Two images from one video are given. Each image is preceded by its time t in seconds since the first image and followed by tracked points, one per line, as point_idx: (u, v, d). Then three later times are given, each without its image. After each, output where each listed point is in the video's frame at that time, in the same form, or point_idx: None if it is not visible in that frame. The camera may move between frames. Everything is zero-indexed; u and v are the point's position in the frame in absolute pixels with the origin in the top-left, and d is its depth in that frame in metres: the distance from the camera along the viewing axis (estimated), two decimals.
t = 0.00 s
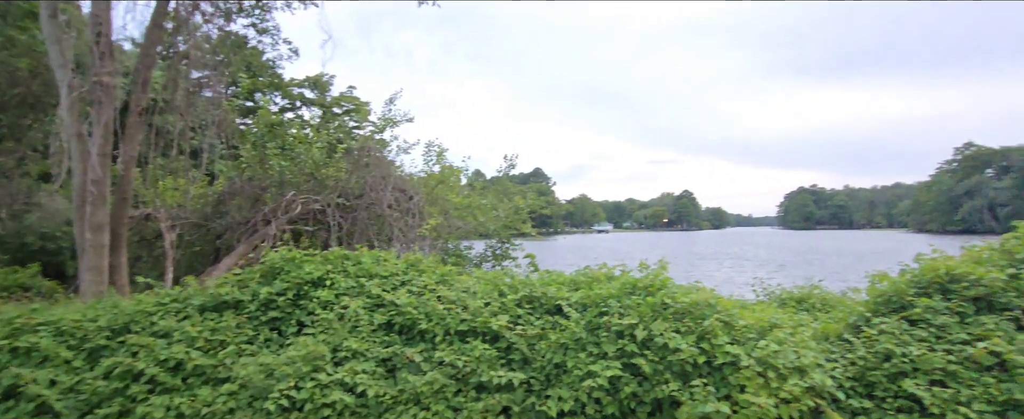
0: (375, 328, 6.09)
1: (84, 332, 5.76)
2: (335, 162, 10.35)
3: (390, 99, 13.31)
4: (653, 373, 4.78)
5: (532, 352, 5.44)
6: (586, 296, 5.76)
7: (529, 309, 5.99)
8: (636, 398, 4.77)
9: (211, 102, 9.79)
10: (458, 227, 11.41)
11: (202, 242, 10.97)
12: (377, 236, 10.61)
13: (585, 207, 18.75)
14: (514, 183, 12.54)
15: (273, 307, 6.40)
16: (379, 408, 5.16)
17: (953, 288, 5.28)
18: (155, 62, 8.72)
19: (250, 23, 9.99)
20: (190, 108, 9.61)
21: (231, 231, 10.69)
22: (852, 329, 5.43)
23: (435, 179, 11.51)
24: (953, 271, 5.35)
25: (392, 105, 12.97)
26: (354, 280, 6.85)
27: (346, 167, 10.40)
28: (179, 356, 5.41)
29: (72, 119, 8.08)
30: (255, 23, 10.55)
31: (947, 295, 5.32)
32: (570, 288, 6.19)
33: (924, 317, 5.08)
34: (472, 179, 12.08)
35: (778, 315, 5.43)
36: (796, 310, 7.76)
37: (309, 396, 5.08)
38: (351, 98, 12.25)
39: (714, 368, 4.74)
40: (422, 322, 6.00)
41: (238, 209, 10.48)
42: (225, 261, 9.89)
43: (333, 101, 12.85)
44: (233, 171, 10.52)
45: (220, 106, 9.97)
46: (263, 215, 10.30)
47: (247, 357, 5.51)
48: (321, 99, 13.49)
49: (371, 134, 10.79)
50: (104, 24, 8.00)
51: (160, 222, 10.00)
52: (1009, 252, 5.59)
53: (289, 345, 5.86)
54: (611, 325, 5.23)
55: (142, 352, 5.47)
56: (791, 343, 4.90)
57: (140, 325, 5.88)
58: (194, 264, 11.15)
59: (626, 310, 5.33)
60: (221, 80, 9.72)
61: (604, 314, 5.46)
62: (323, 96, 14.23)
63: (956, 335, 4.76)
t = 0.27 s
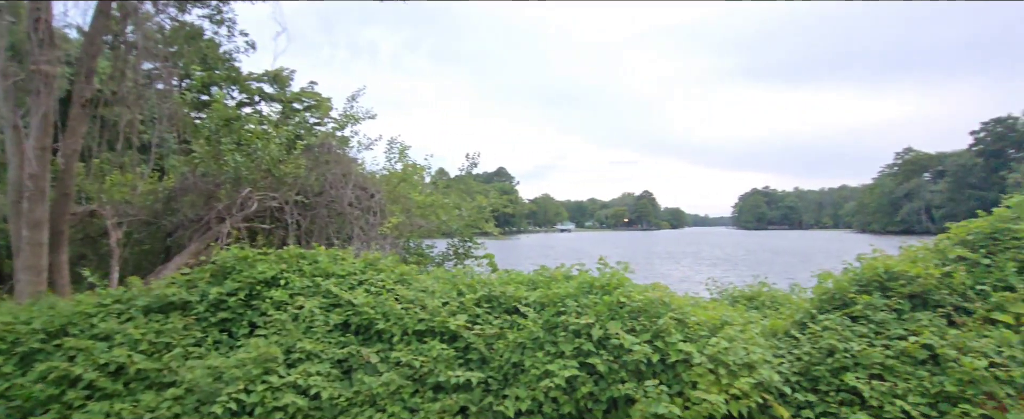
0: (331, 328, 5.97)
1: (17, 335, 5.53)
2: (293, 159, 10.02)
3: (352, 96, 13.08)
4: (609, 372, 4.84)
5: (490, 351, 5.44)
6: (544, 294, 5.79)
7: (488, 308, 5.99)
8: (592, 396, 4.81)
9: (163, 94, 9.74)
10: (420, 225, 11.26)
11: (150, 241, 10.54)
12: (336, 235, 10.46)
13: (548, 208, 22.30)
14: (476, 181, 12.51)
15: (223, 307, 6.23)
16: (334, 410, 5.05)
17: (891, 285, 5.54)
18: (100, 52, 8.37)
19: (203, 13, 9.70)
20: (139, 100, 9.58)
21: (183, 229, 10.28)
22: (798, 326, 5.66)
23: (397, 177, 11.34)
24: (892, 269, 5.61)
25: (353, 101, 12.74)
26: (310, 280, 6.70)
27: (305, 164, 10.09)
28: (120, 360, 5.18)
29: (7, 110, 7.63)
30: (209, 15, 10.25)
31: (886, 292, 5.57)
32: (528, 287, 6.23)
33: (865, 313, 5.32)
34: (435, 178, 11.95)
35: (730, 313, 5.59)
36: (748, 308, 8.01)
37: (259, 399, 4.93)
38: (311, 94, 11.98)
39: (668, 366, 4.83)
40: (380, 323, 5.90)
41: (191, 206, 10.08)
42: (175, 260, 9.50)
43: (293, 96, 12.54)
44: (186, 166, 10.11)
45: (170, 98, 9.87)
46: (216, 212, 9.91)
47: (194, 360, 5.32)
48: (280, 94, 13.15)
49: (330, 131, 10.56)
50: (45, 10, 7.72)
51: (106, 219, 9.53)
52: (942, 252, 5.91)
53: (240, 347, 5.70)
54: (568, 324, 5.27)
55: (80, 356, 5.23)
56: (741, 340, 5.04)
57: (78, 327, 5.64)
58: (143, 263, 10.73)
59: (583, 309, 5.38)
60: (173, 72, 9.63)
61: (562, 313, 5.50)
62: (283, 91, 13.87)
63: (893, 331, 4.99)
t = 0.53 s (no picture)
0: (289, 329, 5.81)
1: None
2: (253, 155, 9.52)
3: (315, 92, 12.81)
4: (571, 371, 4.85)
5: (453, 351, 5.39)
6: (507, 294, 5.78)
7: (451, 308, 5.94)
8: (555, 395, 4.82)
9: (113, 87, 9.77)
10: (385, 224, 11.14)
11: (100, 240, 10.06)
12: (299, 234, 10.27)
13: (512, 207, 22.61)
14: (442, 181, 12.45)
15: (174, 309, 6.06)
16: (291, 414, 4.90)
17: (841, 283, 5.74)
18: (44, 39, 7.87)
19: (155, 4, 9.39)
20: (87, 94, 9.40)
21: (135, 227, 9.86)
22: (754, 323, 5.83)
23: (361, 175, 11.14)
24: (842, 268, 5.82)
25: (317, 98, 12.48)
26: (268, 280, 6.51)
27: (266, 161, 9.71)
28: (60, 365, 4.92)
29: None
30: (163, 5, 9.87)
31: (836, 289, 5.77)
32: (491, 287, 6.22)
33: (817, 310, 5.50)
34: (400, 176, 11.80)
35: (689, 311, 5.70)
36: (706, 305, 8.20)
37: (212, 404, 4.75)
38: (273, 90, 11.67)
39: (629, 363, 4.88)
40: (340, 323, 5.76)
41: (144, 204, 9.67)
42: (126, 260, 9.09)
43: (254, 91, 12.19)
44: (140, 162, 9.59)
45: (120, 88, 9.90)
46: (171, 210, 9.47)
47: (141, 364, 5.10)
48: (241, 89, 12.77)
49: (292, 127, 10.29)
50: None
51: (51, 216, 9.05)
52: (888, 251, 6.17)
53: (192, 350, 5.50)
54: (531, 323, 5.26)
55: (17, 361, 4.94)
56: (700, 337, 5.14)
57: (16, 331, 5.37)
58: (91, 261, 10.24)
59: (546, 308, 5.38)
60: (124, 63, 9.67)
61: (525, 312, 5.49)
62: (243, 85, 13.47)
63: (844, 327, 5.16)
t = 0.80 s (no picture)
0: (252, 334, 5.61)
1: None
2: (215, 154, 9.32)
3: (281, 90, 12.50)
4: (542, 372, 4.81)
5: (422, 354, 5.29)
6: (478, 295, 5.70)
7: (420, 310, 5.84)
8: (525, 397, 4.77)
9: (68, 81, 9.34)
10: (353, 225, 10.93)
11: (52, 239, 9.59)
12: (264, 234, 10.02)
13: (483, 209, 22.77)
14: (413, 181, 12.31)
15: (128, 313, 5.82)
16: None
17: (805, 283, 5.86)
18: None
19: None
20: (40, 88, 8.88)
21: (89, 227, 9.45)
22: (722, 323, 5.90)
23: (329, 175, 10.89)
24: (806, 269, 5.95)
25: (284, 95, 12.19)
26: (230, 281, 6.28)
27: (231, 159, 9.38)
28: (2, 373, 4.65)
29: None
30: None
31: (800, 289, 5.89)
32: (462, 288, 6.14)
33: (782, 310, 5.59)
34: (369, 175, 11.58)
35: (659, 312, 5.73)
36: (676, 306, 8.29)
37: (167, 412, 4.54)
38: (239, 88, 11.34)
39: (600, 365, 4.87)
40: (305, 326, 5.59)
41: (98, 202, 9.24)
42: (79, 261, 8.69)
43: (219, 89, 11.83)
44: (94, 159, 9.12)
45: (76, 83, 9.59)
46: (128, 210, 9.13)
47: (92, 371, 4.87)
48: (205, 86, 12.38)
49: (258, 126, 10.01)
50: None
51: None
52: (849, 252, 6.32)
53: (147, 355, 5.30)
54: (502, 325, 5.20)
55: None
56: (669, 337, 5.16)
57: None
58: (40, 264, 9.65)
59: (517, 310, 5.33)
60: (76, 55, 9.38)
61: (496, 314, 5.42)
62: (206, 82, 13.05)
63: (808, 326, 5.26)
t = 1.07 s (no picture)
0: (217, 341, 5.36)
1: None
2: (181, 153, 8.90)
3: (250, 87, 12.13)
4: (521, 378, 4.70)
5: (397, 360, 5.13)
6: (455, 299, 5.56)
7: (395, 314, 5.66)
8: (504, 403, 4.65)
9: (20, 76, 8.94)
10: (326, 226, 10.63)
11: (5, 242, 9.13)
12: (232, 236, 9.67)
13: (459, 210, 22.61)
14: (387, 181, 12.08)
15: (84, 320, 5.60)
16: None
17: (781, 285, 5.89)
18: None
19: None
20: None
21: (44, 230, 9.08)
22: (700, 325, 5.89)
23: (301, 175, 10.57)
24: (782, 270, 5.97)
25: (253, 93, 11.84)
26: (195, 286, 6.02)
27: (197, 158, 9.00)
28: None
29: None
30: None
31: (777, 291, 5.91)
32: (438, 291, 5.99)
33: (759, 312, 5.60)
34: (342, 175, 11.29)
35: (638, 315, 5.67)
36: (653, 308, 8.28)
37: None
38: (206, 86, 10.95)
39: (580, 369, 4.78)
40: (274, 332, 5.37)
41: (54, 203, 8.83)
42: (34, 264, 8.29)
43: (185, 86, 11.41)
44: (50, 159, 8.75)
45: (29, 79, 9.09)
46: (86, 211, 8.80)
47: (42, 384, 4.66)
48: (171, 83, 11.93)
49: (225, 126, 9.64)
50: None
51: None
52: (823, 254, 6.38)
53: (103, 365, 5.08)
54: (480, 329, 5.07)
55: None
56: (649, 340, 5.11)
57: None
58: None
59: (495, 314, 5.20)
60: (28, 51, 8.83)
61: (473, 318, 5.29)
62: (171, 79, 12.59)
63: (785, 328, 5.27)
